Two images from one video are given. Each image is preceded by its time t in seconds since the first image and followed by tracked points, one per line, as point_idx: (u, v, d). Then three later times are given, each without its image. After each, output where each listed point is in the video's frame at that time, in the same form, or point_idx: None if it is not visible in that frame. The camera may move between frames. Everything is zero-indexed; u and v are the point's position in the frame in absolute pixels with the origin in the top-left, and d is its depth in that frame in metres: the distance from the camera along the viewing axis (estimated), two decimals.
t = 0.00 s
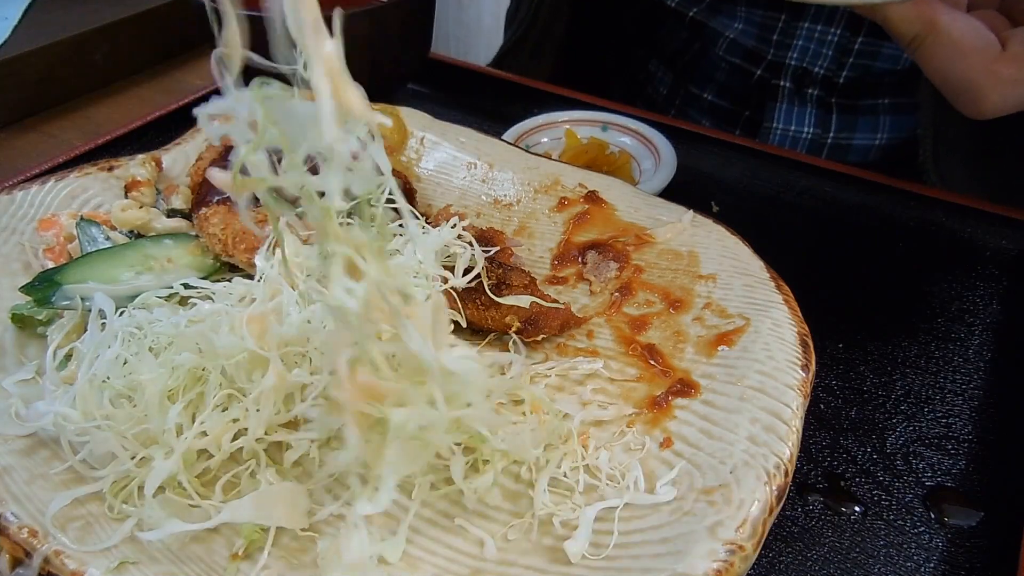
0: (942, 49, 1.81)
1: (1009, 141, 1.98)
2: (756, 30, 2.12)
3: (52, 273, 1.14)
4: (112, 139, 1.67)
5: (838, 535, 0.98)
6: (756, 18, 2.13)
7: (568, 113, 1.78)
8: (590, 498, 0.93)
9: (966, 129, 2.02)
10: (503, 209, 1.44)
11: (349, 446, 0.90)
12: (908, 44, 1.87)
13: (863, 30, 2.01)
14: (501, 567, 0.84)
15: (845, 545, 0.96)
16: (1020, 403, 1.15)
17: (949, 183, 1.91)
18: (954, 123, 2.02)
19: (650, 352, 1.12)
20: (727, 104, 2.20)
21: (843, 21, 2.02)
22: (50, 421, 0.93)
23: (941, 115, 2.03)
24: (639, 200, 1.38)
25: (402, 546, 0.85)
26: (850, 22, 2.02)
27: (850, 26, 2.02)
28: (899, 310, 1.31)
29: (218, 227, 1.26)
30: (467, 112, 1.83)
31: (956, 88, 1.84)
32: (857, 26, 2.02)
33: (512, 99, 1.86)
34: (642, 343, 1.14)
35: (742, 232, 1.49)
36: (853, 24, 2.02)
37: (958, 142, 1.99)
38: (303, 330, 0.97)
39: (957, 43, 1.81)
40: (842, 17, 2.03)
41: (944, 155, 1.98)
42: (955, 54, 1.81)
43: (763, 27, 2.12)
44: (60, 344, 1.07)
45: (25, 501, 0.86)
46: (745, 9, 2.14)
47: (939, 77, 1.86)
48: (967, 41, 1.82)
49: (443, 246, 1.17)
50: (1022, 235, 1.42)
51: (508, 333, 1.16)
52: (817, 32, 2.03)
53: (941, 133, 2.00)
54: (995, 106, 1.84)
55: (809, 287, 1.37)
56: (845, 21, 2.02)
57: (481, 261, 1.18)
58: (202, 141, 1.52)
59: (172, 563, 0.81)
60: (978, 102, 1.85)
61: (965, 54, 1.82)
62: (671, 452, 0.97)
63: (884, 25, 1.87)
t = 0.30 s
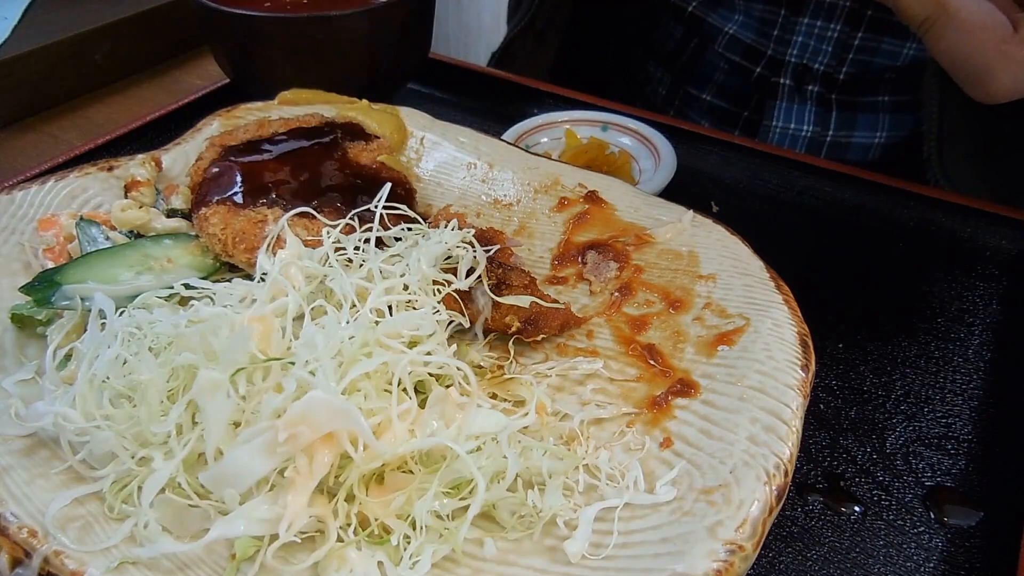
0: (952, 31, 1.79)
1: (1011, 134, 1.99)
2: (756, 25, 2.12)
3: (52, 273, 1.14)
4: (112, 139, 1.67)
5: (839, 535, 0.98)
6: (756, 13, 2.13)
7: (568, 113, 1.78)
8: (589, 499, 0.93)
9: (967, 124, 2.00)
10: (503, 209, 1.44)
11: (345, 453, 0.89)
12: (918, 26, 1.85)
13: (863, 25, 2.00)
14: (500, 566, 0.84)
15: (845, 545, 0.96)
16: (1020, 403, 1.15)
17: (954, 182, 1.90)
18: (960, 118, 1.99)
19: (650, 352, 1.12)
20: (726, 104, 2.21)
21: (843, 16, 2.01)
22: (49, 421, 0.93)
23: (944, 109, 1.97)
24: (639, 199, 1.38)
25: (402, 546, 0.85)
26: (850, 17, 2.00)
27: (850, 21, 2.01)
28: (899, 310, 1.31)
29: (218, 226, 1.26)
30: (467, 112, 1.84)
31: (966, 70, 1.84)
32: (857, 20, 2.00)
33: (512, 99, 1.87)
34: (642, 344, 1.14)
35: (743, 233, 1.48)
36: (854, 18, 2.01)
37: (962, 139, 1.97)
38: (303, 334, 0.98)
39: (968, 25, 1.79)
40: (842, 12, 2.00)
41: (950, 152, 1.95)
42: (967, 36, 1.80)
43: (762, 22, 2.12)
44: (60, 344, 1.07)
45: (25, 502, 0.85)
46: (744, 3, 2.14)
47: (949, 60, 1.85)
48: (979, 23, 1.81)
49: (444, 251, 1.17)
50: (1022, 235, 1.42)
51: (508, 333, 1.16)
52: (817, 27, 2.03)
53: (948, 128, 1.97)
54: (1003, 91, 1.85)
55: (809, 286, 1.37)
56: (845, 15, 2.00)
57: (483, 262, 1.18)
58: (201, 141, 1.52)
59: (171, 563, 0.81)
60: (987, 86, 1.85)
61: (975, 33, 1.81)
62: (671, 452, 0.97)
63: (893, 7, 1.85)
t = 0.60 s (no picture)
0: (967, 36, 1.84)
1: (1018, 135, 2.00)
2: (761, 28, 2.13)
3: (52, 273, 1.14)
4: (112, 139, 1.67)
5: (839, 535, 0.97)
6: (761, 17, 2.14)
7: (568, 113, 1.78)
8: (590, 499, 0.93)
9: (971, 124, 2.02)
10: (503, 209, 1.44)
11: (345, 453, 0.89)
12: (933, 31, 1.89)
13: (867, 28, 2.02)
14: (500, 566, 0.84)
15: (845, 545, 0.96)
16: (1020, 403, 1.15)
17: (956, 183, 1.91)
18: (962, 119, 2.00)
19: (650, 352, 1.12)
20: (729, 104, 2.20)
21: (848, 18, 2.01)
22: (49, 421, 0.93)
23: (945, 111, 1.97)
24: (639, 200, 1.39)
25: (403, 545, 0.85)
26: (854, 20, 2.01)
27: (855, 23, 2.02)
28: (900, 310, 1.31)
29: (218, 226, 1.27)
30: (467, 112, 1.83)
31: (981, 77, 1.89)
32: (862, 23, 2.02)
33: (512, 99, 1.87)
34: (642, 344, 1.14)
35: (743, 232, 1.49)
36: (858, 21, 2.02)
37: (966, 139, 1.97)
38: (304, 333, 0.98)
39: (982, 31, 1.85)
40: (847, 14, 2.01)
41: (952, 153, 1.96)
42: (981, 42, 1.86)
43: (767, 25, 2.12)
44: (60, 344, 1.07)
45: (25, 501, 0.85)
46: (749, 8, 2.15)
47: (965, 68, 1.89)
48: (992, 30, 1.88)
49: (444, 251, 1.18)
50: (1023, 236, 1.42)
51: (508, 333, 1.16)
52: (821, 29, 2.03)
53: (950, 130, 1.96)
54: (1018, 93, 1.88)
55: (809, 286, 1.37)
56: (850, 18, 2.01)
57: (482, 262, 1.18)
58: (202, 140, 1.52)
59: (172, 563, 0.81)
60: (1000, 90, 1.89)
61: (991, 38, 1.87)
62: (671, 452, 0.97)
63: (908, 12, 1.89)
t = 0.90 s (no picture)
0: (959, 43, 1.80)
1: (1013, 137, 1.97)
2: (761, 32, 2.13)
3: (52, 273, 1.15)
4: (111, 139, 1.67)
5: (839, 536, 0.97)
6: (762, 20, 2.13)
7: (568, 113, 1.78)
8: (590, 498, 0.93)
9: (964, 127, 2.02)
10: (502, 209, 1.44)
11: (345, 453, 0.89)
12: (924, 37, 1.85)
13: (868, 31, 2.03)
14: (500, 566, 0.85)
15: (846, 545, 0.96)
16: (1020, 403, 1.15)
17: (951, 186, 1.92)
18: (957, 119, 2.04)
19: (650, 351, 1.12)
20: (729, 103, 2.20)
21: (849, 21, 2.03)
22: (49, 421, 0.93)
23: (938, 113, 2.03)
24: (639, 200, 1.39)
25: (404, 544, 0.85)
26: (855, 23, 2.02)
27: (856, 26, 2.03)
28: (901, 310, 1.30)
29: (218, 227, 1.27)
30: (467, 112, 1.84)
31: (972, 83, 1.86)
32: (863, 26, 2.03)
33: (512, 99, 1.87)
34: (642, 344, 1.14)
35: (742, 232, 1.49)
36: (858, 24, 2.03)
37: (959, 139, 1.99)
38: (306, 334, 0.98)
39: (975, 37, 1.80)
40: (848, 17, 2.02)
41: (947, 155, 1.99)
42: (974, 47, 1.80)
43: (767, 28, 2.12)
44: (60, 344, 1.07)
45: (25, 502, 0.86)
46: (750, 13, 2.15)
47: (957, 74, 1.87)
48: (987, 34, 1.82)
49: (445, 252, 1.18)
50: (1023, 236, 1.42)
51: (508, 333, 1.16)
52: (821, 32, 2.04)
53: (944, 132, 2.00)
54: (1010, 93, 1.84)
55: (809, 286, 1.37)
56: (851, 21, 2.02)
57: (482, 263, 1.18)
58: (202, 141, 1.52)
59: (173, 564, 0.81)
60: (992, 95, 1.86)
61: (988, 38, 1.81)
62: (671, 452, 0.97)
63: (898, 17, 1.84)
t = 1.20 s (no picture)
0: (946, 57, 1.83)
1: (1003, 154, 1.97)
2: (761, 37, 2.14)
3: (52, 273, 1.15)
4: (111, 139, 1.68)
5: (839, 536, 0.98)
6: (761, 23, 2.15)
7: (568, 113, 1.78)
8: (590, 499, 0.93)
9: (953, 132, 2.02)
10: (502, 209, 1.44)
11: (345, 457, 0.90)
12: (914, 50, 1.89)
13: (866, 35, 2.04)
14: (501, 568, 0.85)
15: (845, 545, 0.96)
16: (1020, 403, 1.15)
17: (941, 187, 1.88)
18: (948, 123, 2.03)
19: (650, 352, 1.12)
20: (728, 105, 2.20)
21: (848, 26, 2.04)
22: (49, 421, 0.93)
23: (931, 117, 2.01)
24: (639, 199, 1.37)
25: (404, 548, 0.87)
26: (854, 27, 2.04)
27: (855, 31, 2.04)
28: (902, 311, 1.30)
29: (218, 227, 1.27)
30: (467, 112, 1.84)
31: (962, 96, 1.86)
32: (862, 30, 2.04)
33: (512, 99, 1.87)
34: (642, 344, 1.14)
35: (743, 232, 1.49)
36: (857, 28, 2.04)
37: (952, 147, 1.99)
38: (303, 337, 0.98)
39: (962, 52, 1.83)
40: (847, 21, 2.04)
41: (938, 158, 1.96)
42: (961, 62, 1.83)
43: (767, 33, 2.14)
44: (60, 344, 1.07)
45: (26, 501, 0.86)
46: (749, 17, 2.17)
47: (946, 88, 1.88)
48: (975, 50, 1.84)
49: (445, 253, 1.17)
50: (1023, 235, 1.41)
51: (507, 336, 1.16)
52: (821, 35, 2.05)
53: (937, 136, 1.99)
54: (1000, 106, 1.83)
55: (808, 288, 1.37)
56: (850, 26, 2.04)
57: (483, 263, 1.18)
58: (202, 140, 1.52)
59: (173, 564, 0.81)
60: (983, 108, 1.86)
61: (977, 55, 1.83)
62: (671, 452, 0.98)
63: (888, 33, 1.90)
